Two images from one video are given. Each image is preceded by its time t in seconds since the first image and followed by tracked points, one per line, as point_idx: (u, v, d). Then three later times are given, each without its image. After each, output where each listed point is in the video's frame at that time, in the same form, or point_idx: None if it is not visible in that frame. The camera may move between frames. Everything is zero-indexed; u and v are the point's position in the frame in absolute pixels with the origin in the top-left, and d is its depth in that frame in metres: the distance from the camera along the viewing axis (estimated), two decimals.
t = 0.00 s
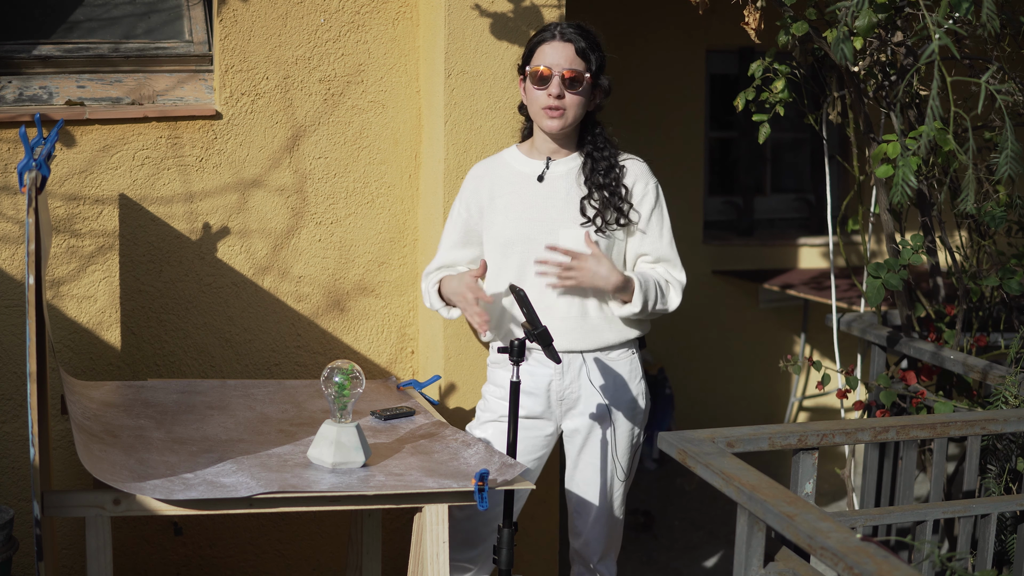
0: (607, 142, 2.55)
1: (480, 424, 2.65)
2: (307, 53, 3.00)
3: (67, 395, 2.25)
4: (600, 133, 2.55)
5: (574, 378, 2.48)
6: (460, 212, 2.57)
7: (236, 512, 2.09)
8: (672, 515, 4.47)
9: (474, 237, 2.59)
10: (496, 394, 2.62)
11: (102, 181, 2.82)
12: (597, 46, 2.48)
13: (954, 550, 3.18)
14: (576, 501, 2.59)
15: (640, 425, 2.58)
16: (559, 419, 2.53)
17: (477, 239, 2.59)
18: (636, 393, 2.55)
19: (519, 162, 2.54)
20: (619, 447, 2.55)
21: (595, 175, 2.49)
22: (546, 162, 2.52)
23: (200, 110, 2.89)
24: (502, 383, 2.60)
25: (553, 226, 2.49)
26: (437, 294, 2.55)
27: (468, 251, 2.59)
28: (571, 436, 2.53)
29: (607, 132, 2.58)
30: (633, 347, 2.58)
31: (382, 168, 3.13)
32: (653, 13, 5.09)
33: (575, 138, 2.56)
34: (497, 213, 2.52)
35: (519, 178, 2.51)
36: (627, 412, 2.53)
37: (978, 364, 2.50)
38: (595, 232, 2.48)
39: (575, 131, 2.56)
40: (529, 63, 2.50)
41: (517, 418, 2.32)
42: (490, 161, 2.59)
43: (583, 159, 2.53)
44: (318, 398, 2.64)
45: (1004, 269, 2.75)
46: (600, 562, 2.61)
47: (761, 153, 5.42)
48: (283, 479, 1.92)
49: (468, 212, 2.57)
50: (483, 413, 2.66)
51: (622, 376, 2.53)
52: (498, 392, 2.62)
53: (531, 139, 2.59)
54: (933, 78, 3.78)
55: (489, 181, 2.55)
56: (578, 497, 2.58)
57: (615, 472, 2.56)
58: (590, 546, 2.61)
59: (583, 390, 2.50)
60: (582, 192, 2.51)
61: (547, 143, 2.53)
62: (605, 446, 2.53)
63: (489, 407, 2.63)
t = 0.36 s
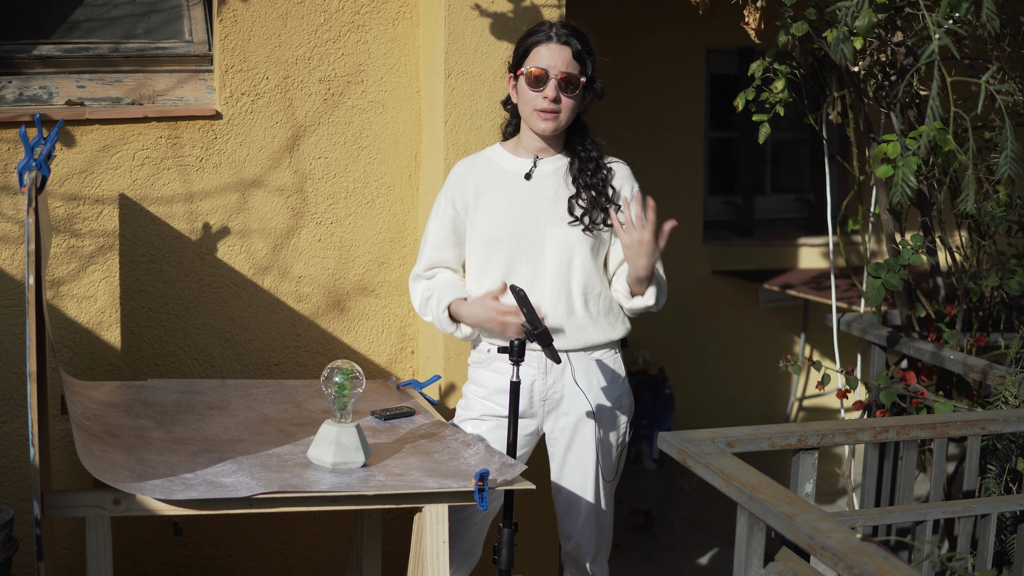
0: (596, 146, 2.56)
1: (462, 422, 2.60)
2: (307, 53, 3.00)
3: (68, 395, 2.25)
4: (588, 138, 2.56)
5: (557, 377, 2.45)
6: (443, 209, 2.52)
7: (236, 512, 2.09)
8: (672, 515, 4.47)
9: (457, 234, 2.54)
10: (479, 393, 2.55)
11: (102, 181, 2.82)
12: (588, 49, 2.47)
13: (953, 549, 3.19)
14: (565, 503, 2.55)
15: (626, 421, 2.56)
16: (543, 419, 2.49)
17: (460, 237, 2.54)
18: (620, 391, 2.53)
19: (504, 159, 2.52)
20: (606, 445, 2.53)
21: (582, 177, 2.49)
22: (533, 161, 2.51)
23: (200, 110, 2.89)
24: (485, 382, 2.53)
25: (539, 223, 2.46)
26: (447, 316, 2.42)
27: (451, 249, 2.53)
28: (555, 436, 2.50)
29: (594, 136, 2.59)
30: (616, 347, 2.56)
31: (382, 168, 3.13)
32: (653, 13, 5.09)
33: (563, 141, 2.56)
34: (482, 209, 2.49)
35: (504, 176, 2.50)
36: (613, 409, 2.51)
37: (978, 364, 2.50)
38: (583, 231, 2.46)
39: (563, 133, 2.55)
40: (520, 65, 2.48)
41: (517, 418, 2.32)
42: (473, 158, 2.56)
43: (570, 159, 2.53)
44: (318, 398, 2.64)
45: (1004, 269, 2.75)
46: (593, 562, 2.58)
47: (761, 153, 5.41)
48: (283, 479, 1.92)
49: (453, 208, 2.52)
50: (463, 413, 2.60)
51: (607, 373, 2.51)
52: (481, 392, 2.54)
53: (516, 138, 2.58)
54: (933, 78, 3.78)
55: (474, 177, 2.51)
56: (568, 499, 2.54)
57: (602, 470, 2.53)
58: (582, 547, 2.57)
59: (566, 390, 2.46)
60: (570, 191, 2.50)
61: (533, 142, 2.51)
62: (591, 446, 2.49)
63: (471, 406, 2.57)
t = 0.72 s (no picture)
0: (595, 148, 2.57)
1: (461, 423, 2.60)
2: (307, 53, 3.00)
3: (67, 395, 2.25)
4: (587, 140, 2.57)
5: (558, 378, 2.45)
6: (443, 210, 2.50)
7: (236, 512, 2.10)
8: (672, 514, 4.47)
9: (457, 235, 2.53)
10: (478, 394, 2.55)
11: (102, 181, 2.82)
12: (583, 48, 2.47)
13: (954, 550, 3.19)
14: (566, 504, 2.55)
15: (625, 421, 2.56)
16: (543, 420, 2.49)
17: (461, 237, 2.54)
18: (619, 391, 2.54)
19: (503, 160, 2.51)
20: (606, 445, 2.53)
21: (582, 179, 2.50)
22: (533, 162, 2.50)
23: (200, 110, 2.89)
24: (485, 384, 2.53)
25: (540, 225, 2.47)
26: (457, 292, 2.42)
27: (452, 250, 2.52)
28: (555, 437, 2.50)
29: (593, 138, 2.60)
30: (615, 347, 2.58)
31: (382, 168, 3.13)
32: (653, 13, 5.08)
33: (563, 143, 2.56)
34: (482, 211, 2.48)
35: (504, 177, 2.49)
36: (613, 409, 2.51)
37: (977, 364, 2.50)
38: (584, 233, 2.47)
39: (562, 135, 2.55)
40: (517, 67, 2.48)
41: (517, 418, 2.32)
42: (471, 159, 2.55)
43: (570, 161, 2.53)
44: (319, 398, 2.65)
45: (1004, 269, 2.75)
46: (594, 562, 2.58)
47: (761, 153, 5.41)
48: (284, 479, 1.93)
49: (453, 210, 2.50)
50: (462, 414, 2.60)
51: (607, 373, 2.52)
52: (480, 393, 2.54)
53: (515, 139, 2.57)
54: (934, 77, 3.78)
55: (473, 178, 2.50)
56: (568, 499, 2.54)
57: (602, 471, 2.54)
58: (583, 547, 2.57)
59: (567, 391, 2.47)
60: (571, 193, 2.50)
61: (533, 143, 2.51)
62: (592, 446, 2.49)
63: (470, 407, 2.57)
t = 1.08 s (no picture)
0: (603, 145, 2.56)
1: (464, 422, 2.60)
2: (307, 53, 3.00)
3: (67, 395, 2.25)
4: (595, 136, 2.57)
5: (561, 378, 2.45)
6: (451, 212, 2.52)
7: (236, 512, 2.10)
8: (672, 514, 4.47)
9: (465, 236, 2.54)
10: (481, 394, 2.55)
11: (102, 181, 2.82)
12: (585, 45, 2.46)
13: (954, 550, 3.18)
14: (568, 504, 2.54)
15: (627, 422, 2.56)
16: (546, 420, 2.49)
17: (468, 238, 2.54)
18: (622, 392, 2.54)
19: (511, 161, 2.52)
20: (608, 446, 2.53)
21: (589, 178, 2.48)
22: (541, 163, 2.51)
23: (200, 110, 2.89)
24: (488, 382, 2.53)
25: (547, 227, 2.47)
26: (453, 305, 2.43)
27: (459, 251, 2.53)
28: (557, 437, 2.50)
29: (601, 135, 2.59)
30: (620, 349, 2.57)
31: (382, 168, 3.13)
32: (653, 13, 5.08)
33: (570, 141, 2.56)
34: (490, 212, 2.49)
35: (511, 178, 2.49)
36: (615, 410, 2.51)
37: (978, 364, 2.50)
38: (590, 233, 2.47)
39: (569, 134, 2.55)
40: (520, 70, 2.48)
41: (517, 418, 2.32)
42: (480, 160, 2.56)
43: (577, 161, 2.53)
44: (319, 398, 2.65)
45: (1003, 269, 2.75)
46: (595, 563, 2.58)
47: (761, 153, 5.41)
48: (283, 479, 1.93)
49: (461, 211, 2.51)
50: (466, 413, 2.60)
51: (610, 372, 2.52)
52: (483, 391, 2.55)
53: (523, 140, 2.58)
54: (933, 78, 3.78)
55: (481, 179, 2.50)
56: (569, 500, 2.54)
57: (604, 471, 2.54)
58: (584, 548, 2.57)
59: (569, 391, 2.46)
60: (578, 192, 2.49)
61: (540, 144, 2.52)
62: (594, 446, 2.49)
63: (473, 407, 2.58)
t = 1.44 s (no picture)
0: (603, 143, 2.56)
1: (462, 422, 2.60)
2: (307, 53, 3.00)
3: (67, 395, 2.25)
4: (595, 138, 2.57)
5: (557, 378, 2.45)
6: (451, 210, 2.53)
7: (236, 512, 2.10)
8: (672, 515, 4.47)
9: (464, 235, 2.54)
10: (478, 392, 2.55)
11: (102, 181, 2.82)
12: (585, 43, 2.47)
13: (954, 550, 3.18)
14: (565, 506, 2.54)
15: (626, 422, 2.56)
16: (542, 421, 2.49)
17: (467, 237, 2.54)
18: (620, 392, 2.54)
19: (511, 160, 2.52)
20: (607, 447, 2.52)
21: (588, 175, 2.48)
22: (540, 162, 2.51)
23: (200, 110, 2.89)
24: (485, 381, 2.53)
25: (544, 226, 2.46)
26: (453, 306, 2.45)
27: (459, 249, 2.53)
28: (555, 438, 2.50)
29: (602, 136, 2.59)
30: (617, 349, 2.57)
31: (382, 168, 3.13)
32: (653, 12, 5.08)
33: (571, 141, 2.56)
34: (489, 211, 2.50)
35: (510, 176, 2.50)
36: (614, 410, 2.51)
37: (978, 364, 2.50)
38: (586, 231, 2.46)
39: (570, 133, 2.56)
40: (522, 70, 2.48)
41: (517, 418, 2.32)
42: (481, 159, 2.56)
43: (577, 159, 2.53)
44: (319, 398, 2.65)
45: (1004, 269, 2.75)
46: (594, 563, 2.57)
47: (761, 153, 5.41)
48: (283, 479, 1.93)
49: (461, 209, 2.52)
50: (463, 413, 2.60)
51: (607, 372, 2.52)
52: (480, 391, 2.55)
53: (524, 139, 2.58)
54: (933, 78, 3.79)
55: (480, 178, 2.52)
56: (567, 501, 2.53)
57: (602, 471, 2.53)
58: (583, 548, 2.57)
59: (567, 391, 2.46)
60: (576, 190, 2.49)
61: (542, 143, 2.52)
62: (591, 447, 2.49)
63: (470, 406, 2.57)
